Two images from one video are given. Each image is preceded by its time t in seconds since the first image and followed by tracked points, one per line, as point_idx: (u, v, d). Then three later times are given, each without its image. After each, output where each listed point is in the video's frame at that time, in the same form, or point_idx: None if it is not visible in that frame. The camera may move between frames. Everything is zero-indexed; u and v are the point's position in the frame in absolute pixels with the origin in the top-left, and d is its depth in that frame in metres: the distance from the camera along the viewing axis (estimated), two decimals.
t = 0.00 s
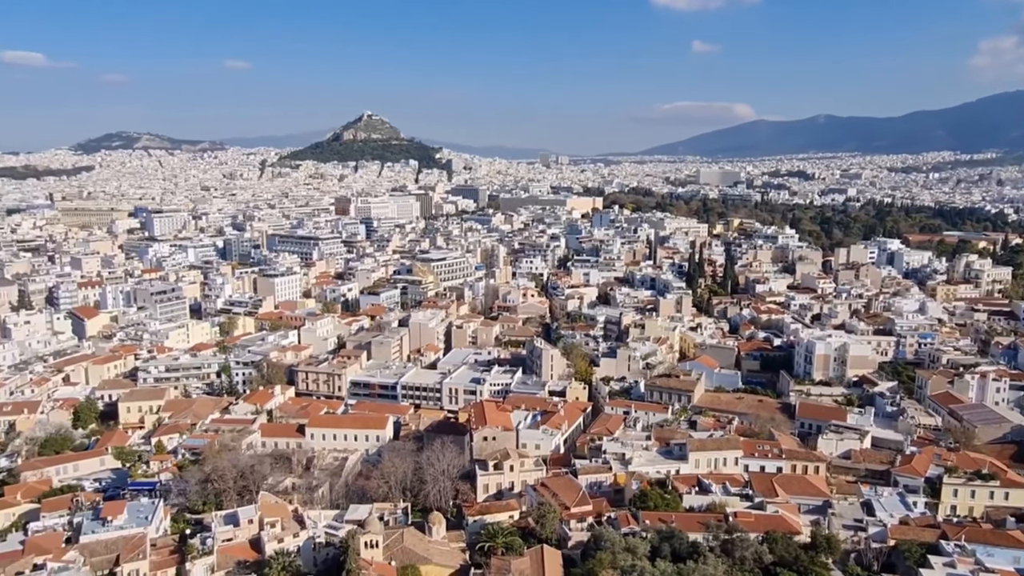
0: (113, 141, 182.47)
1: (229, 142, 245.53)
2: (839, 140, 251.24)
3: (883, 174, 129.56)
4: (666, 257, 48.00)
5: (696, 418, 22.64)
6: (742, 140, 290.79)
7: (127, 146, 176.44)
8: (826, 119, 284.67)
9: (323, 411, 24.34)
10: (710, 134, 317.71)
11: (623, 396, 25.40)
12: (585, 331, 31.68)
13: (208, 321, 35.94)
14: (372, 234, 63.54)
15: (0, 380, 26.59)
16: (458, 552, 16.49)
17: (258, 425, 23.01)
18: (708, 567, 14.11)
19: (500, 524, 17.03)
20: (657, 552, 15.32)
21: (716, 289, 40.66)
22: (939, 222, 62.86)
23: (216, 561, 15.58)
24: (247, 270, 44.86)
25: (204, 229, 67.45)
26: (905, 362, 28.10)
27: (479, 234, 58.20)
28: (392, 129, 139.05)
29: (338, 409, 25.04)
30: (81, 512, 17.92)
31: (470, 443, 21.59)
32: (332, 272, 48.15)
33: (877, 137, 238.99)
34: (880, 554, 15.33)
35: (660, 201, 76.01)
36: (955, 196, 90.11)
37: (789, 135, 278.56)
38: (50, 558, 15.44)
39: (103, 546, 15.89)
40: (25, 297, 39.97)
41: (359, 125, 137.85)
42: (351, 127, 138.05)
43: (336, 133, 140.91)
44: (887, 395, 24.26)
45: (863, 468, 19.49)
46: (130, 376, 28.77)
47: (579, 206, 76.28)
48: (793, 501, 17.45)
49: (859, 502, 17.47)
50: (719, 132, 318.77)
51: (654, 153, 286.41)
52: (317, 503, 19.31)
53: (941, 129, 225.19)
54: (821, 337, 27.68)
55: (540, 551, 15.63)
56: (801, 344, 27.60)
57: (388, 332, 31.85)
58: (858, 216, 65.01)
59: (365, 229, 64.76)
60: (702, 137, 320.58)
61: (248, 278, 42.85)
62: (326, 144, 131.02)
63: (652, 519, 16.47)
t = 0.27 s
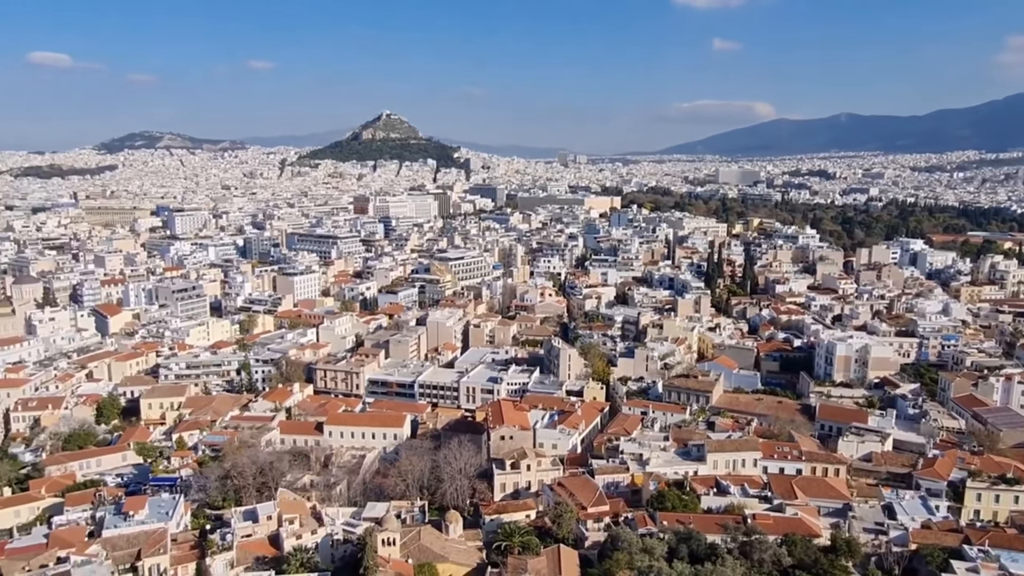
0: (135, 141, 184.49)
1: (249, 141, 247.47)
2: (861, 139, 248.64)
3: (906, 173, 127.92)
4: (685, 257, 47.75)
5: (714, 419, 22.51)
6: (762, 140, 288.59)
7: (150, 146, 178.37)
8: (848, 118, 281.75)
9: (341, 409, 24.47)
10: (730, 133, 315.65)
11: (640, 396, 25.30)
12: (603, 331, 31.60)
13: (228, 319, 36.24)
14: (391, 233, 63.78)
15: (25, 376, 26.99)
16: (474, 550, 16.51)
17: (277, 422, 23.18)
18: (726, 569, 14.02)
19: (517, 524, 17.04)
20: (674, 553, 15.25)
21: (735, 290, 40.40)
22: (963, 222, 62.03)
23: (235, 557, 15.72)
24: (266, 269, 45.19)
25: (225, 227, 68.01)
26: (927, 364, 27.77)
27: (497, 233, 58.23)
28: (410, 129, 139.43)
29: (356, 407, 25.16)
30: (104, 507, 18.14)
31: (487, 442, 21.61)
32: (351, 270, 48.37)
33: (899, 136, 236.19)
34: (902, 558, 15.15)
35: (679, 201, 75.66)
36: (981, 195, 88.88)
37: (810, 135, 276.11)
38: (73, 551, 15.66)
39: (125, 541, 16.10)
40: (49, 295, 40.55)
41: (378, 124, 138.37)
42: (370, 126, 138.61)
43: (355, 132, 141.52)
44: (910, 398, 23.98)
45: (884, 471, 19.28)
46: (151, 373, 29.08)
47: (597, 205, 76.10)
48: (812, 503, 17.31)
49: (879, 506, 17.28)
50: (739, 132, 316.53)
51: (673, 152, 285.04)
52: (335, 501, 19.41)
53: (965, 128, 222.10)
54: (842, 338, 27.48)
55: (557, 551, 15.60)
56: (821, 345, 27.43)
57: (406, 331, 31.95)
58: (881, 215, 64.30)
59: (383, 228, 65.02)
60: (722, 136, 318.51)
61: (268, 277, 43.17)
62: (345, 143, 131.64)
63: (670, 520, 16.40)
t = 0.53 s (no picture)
0: (155, 140, 186.35)
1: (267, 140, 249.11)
2: (881, 139, 246.25)
3: (927, 173, 126.46)
4: (701, 257, 47.53)
5: (730, 420, 22.39)
6: (779, 139, 286.58)
7: (169, 145, 179.96)
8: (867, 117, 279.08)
9: (357, 407, 24.57)
10: (747, 133, 313.72)
11: (656, 397, 25.21)
12: (618, 331, 31.52)
13: (246, 317, 36.52)
14: (407, 232, 63.96)
15: (47, 373, 27.35)
16: (489, 550, 16.51)
17: (293, 420, 23.32)
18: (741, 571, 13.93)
19: (531, 523, 17.03)
20: (690, 555, 15.18)
21: (752, 290, 40.16)
22: (985, 223, 61.27)
23: (251, 553, 15.82)
24: (283, 267, 45.48)
25: (243, 226, 68.53)
26: (948, 366, 27.46)
27: (512, 232, 58.23)
28: (426, 128, 139.72)
29: (371, 405, 25.26)
30: (123, 502, 18.33)
31: (502, 442, 21.61)
32: (367, 269, 48.57)
33: (920, 136, 233.63)
34: (920, 562, 15.00)
35: (696, 201, 75.27)
36: (1003, 195, 87.76)
37: (829, 134, 273.83)
38: (93, 545, 15.84)
39: (143, 536, 16.24)
40: (70, 292, 41.03)
41: (394, 124, 138.79)
42: (387, 125, 139.08)
43: (371, 131, 142.04)
44: (929, 400, 23.72)
45: (903, 474, 19.09)
46: (170, 370, 29.34)
47: (613, 205, 75.90)
48: (830, 506, 17.17)
49: (898, 509, 17.11)
50: (756, 131, 314.50)
51: (690, 152, 283.63)
52: (350, 498, 19.50)
53: (987, 127, 219.23)
54: (860, 339, 27.19)
55: (572, 551, 15.58)
56: (839, 346, 27.16)
57: (421, 330, 32.04)
58: (901, 215, 63.62)
59: (399, 227, 65.21)
60: (739, 136, 316.59)
61: (284, 275, 43.45)
62: (362, 143, 132.17)
63: (685, 521, 16.33)
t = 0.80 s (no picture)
0: (177, 140, 188.42)
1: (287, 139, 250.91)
2: (905, 138, 243.21)
3: (953, 172, 124.65)
4: (721, 257, 47.20)
5: (750, 422, 22.21)
6: (801, 138, 283.93)
7: (192, 145, 181.75)
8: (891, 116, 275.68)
9: (375, 405, 24.67)
10: (769, 132, 311.19)
11: (675, 397, 25.06)
12: (637, 331, 31.38)
13: (266, 315, 36.79)
14: (426, 231, 64.12)
15: (71, 369, 27.74)
16: (507, 549, 16.50)
17: (312, 418, 23.47)
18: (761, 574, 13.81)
19: (549, 523, 16.99)
20: (708, 556, 15.08)
21: (772, 290, 39.83)
22: (1011, 223, 60.32)
23: (271, 549, 15.93)
24: (303, 266, 45.78)
25: (263, 225, 69.06)
26: (973, 368, 27.05)
27: (531, 231, 58.18)
28: (446, 127, 139.96)
29: (390, 403, 25.35)
30: (145, 497, 18.53)
31: (520, 441, 21.59)
32: (386, 268, 48.76)
33: (944, 135, 230.43)
34: (944, 567, 14.79)
35: (716, 200, 74.78)
36: None
37: (851, 133, 270.92)
38: (116, 539, 16.02)
39: (165, 530, 16.37)
40: (95, 289, 41.58)
41: (414, 123, 139.17)
42: (406, 125, 139.53)
43: (391, 131, 142.57)
44: (954, 403, 23.38)
45: (927, 477, 18.84)
46: (191, 367, 29.63)
47: (633, 204, 75.62)
48: (851, 509, 16.98)
49: (921, 513, 16.88)
50: (778, 130, 311.87)
51: (710, 151, 281.36)
52: (368, 496, 19.58)
53: (1015, 126, 215.71)
54: (883, 341, 26.85)
55: (589, 551, 15.52)
56: (862, 348, 26.84)
57: (440, 329, 32.10)
58: (925, 216, 62.78)
59: (418, 226, 65.37)
60: (760, 135, 314.11)
61: (305, 274, 43.73)
62: (382, 142, 132.70)
63: (704, 523, 16.22)
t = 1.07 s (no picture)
0: (202, 139, 190.54)
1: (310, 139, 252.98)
2: (932, 136, 239.73)
3: (982, 171, 122.57)
4: (744, 257, 46.83)
5: (773, 423, 22.01)
6: (826, 137, 280.87)
7: (216, 144, 183.64)
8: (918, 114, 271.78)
9: (396, 403, 24.77)
10: (792, 131, 308.18)
11: (696, 398, 24.88)
12: (658, 331, 31.23)
13: (289, 313, 37.09)
14: (446, 230, 64.26)
15: (99, 365, 28.18)
16: (526, 547, 16.49)
17: (334, 415, 23.62)
18: None
19: (569, 522, 16.96)
20: (730, 559, 14.97)
21: (796, 291, 39.45)
22: None
23: (293, 545, 16.08)
24: (325, 264, 46.09)
25: (286, 223, 69.62)
26: (1001, 371, 26.61)
27: (552, 231, 58.08)
28: (467, 126, 140.09)
29: (410, 401, 25.43)
30: (170, 491, 18.77)
31: (540, 440, 21.58)
32: (407, 267, 48.94)
33: (973, 133, 226.77)
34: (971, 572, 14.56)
35: (739, 199, 74.18)
36: None
37: (877, 132, 267.45)
38: (141, 533, 16.24)
39: (190, 525, 16.55)
40: (121, 287, 42.17)
41: (435, 122, 139.51)
42: (428, 124, 139.95)
43: (413, 130, 143.07)
44: (982, 406, 23.00)
45: (953, 481, 18.56)
46: (215, 364, 29.94)
47: (654, 204, 75.27)
48: (876, 513, 16.76)
49: (948, 518, 16.64)
50: (802, 129, 308.74)
51: (733, 150, 279.18)
52: (389, 493, 19.67)
53: None
54: (910, 342, 26.47)
55: (609, 552, 15.46)
56: (888, 349, 26.47)
57: (461, 328, 32.16)
58: (953, 215, 61.81)
59: (439, 225, 65.53)
60: (784, 134, 311.16)
61: (326, 272, 44.00)
62: (403, 141, 133.19)
63: (725, 525, 16.10)
